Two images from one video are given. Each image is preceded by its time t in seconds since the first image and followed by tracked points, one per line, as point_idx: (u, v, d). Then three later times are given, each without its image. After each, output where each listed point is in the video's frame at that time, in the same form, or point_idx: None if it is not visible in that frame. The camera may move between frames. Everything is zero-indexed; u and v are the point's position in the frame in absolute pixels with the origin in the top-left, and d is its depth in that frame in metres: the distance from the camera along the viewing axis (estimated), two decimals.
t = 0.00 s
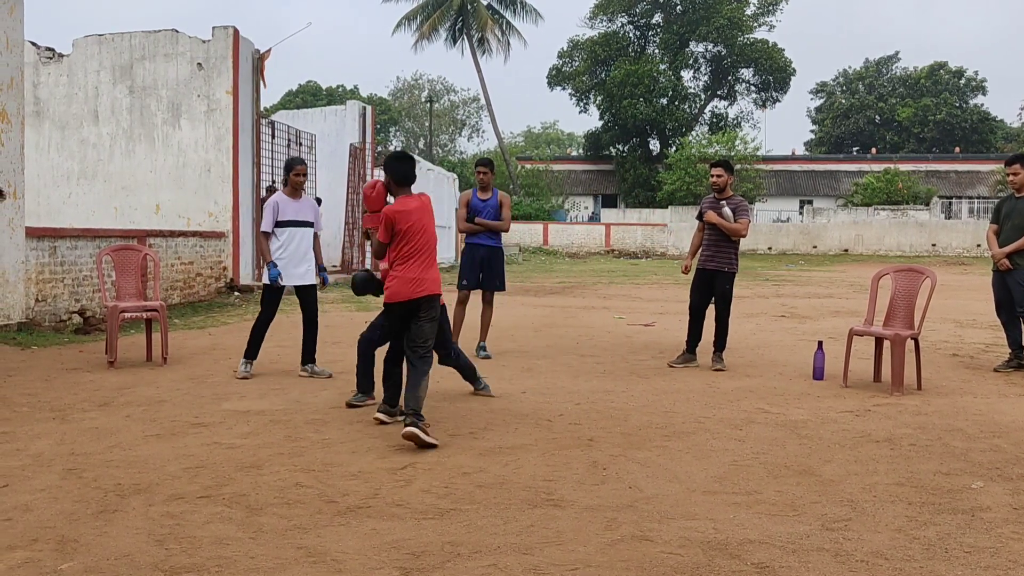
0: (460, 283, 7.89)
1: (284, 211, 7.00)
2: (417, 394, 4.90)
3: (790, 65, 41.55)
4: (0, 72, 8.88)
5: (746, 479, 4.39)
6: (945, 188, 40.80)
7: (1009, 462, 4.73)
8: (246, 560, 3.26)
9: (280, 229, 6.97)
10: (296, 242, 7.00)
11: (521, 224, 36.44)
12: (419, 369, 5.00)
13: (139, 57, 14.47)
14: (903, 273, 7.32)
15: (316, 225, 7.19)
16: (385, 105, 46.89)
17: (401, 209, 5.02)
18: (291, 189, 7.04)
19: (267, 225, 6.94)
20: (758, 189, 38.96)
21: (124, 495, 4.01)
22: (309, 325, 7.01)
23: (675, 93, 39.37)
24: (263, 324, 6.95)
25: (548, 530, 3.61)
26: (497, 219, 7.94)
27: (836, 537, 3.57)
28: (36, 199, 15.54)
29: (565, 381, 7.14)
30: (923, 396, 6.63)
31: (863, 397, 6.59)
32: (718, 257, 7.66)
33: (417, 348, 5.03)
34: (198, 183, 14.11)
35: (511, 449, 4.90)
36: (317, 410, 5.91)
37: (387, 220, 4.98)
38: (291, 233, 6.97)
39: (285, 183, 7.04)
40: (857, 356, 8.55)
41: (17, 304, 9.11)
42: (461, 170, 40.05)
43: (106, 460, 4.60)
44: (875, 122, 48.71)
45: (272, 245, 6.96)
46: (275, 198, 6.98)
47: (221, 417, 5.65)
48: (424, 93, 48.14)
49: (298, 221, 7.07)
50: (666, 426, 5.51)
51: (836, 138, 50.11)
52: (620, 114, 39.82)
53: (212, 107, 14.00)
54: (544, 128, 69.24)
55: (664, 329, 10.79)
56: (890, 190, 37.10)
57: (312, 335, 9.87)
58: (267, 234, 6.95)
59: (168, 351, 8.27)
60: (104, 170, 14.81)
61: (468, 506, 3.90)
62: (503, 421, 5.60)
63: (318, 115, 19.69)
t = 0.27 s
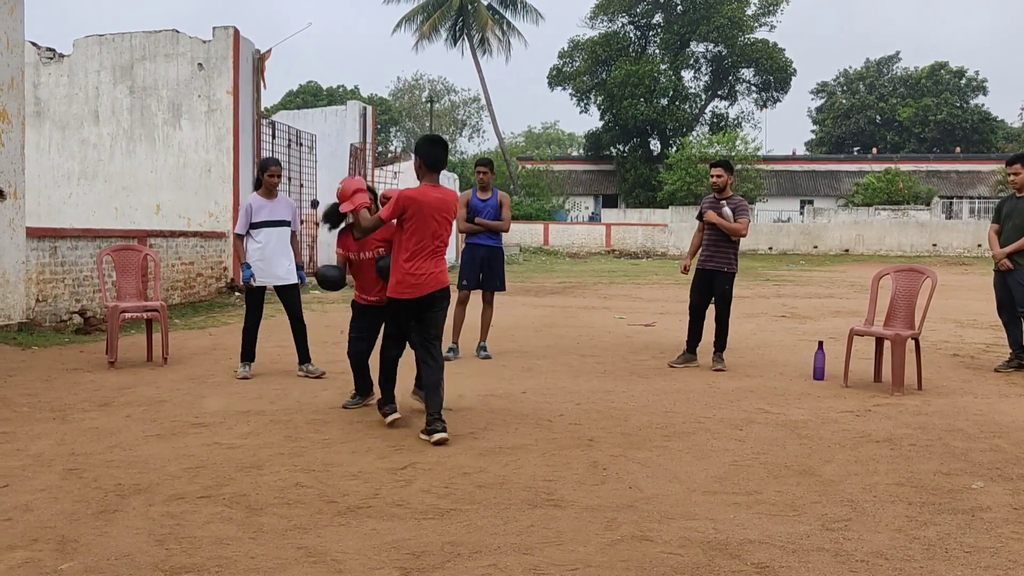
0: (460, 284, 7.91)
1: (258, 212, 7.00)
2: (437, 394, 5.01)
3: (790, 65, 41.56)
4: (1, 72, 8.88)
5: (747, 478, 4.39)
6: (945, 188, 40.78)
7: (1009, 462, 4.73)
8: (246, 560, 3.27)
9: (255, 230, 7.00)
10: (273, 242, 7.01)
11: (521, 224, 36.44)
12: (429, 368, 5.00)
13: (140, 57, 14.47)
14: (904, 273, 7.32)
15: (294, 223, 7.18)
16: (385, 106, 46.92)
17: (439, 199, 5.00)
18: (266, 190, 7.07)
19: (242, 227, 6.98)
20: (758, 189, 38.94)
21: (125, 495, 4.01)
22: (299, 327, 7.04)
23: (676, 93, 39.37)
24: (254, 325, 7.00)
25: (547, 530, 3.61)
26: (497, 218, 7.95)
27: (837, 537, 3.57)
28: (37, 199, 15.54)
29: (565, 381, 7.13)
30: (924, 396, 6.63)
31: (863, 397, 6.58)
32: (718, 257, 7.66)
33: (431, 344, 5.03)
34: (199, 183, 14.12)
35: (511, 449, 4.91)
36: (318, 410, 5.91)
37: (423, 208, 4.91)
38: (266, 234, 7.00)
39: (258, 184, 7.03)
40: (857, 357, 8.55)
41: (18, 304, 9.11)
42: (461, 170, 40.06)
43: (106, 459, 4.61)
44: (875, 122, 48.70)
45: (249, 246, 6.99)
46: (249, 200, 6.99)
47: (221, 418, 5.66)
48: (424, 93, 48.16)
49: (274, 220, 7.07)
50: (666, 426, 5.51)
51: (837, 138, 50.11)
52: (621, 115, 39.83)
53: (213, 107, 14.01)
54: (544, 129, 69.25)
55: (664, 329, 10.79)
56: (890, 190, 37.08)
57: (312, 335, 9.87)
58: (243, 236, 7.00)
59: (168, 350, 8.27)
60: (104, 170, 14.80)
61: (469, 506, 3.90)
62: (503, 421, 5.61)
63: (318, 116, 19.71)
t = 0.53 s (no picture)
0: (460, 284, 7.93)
1: (252, 211, 7.01)
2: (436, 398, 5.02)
3: (791, 65, 41.57)
4: (1, 73, 8.88)
5: (747, 479, 4.39)
6: (946, 188, 40.77)
7: (1010, 462, 4.72)
8: (246, 560, 3.27)
9: (249, 229, 7.01)
10: (266, 241, 7.01)
11: (521, 224, 36.45)
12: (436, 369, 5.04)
13: (141, 57, 14.48)
14: (904, 273, 7.32)
15: (289, 222, 7.18)
16: (386, 106, 46.93)
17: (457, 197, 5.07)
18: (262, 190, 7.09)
19: (236, 226, 7.00)
20: (759, 189, 38.93)
21: (125, 495, 4.02)
22: (290, 328, 7.08)
23: (676, 93, 39.36)
24: (250, 325, 7.00)
25: (547, 530, 3.61)
26: (497, 219, 7.95)
27: (837, 537, 3.57)
28: (37, 200, 15.55)
29: (566, 381, 7.13)
30: (924, 397, 6.63)
31: (863, 397, 6.58)
32: (718, 257, 7.66)
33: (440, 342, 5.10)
34: (199, 183, 14.13)
35: (512, 449, 4.91)
36: (319, 410, 5.91)
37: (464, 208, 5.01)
38: (260, 234, 7.01)
39: (253, 184, 7.04)
40: (857, 357, 8.55)
41: (18, 304, 9.12)
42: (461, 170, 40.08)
43: (107, 460, 4.61)
44: (876, 122, 48.69)
45: (242, 245, 7.01)
46: (243, 199, 7.01)
47: (222, 418, 5.66)
48: (425, 93, 48.21)
49: (269, 219, 7.08)
50: (666, 427, 5.51)
51: (837, 138, 50.11)
52: (621, 115, 39.83)
53: (213, 107, 14.01)
54: (545, 128, 69.26)
55: (665, 329, 10.79)
56: (891, 191, 37.05)
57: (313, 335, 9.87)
58: (237, 235, 7.01)
59: (169, 351, 8.28)
60: (105, 170, 14.81)
61: (469, 506, 3.90)
62: (503, 421, 5.61)
63: (319, 116, 19.72)
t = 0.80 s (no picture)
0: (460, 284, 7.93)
1: (257, 211, 6.98)
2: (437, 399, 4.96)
3: (791, 65, 41.57)
4: (2, 73, 8.88)
5: (747, 479, 4.39)
6: (946, 188, 40.76)
7: (1010, 462, 4.72)
8: (246, 560, 3.27)
9: (252, 229, 6.98)
10: (269, 242, 6.98)
11: (522, 224, 36.47)
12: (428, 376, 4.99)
13: (141, 57, 14.48)
14: (905, 273, 7.32)
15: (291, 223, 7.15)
16: (386, 106, 46.95)
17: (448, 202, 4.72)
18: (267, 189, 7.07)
19: (239, 225, 6.97)
20: (759, 189, 38.92)
21: (125, 495, 4.02)
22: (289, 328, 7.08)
23: (677, 93, 39.36)
24: (250, 326, 6.99)
25: (547, 530, 3.61)
26: (498, 219, 7.94)
27: (837, 537, 3.57)
28: (38, 200, 15.55)
29: (566, 381, 7.12)
30: (925, 397, 6.62)
31: (864, 397, 6.57)
32: (719, 257, 7.65)
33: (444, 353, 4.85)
34: (200, 183, 14.13)
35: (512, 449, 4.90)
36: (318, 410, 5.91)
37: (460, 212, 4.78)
38: (263, 233, 6.97)
39: (258, 184, 7.03)
40: (858, 357, 8.54)
41: (19, 305, 9.12)
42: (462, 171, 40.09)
43: (107, 459, 4.61)
44: (877, 122, 48.67)
45: (244, 244, 6.98)
46: (248, 198, 6.98)
47: (222, 418, 5.66)
48: (425, 93, 48.24)
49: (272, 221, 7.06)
50: (666, 427, 5.50)
51: (838, 138, 50.11)
52: (621, 115, 39.84)
53: (214, 107, 14.01)
54: (545, 128, 69.27)
55: (665, 329, 10.79)
56: (891, 191, 37.02)
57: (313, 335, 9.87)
58: (240, 233, 6.99)
59: (169, 351, 8.28)
60: (106, 170, 14.81)
61: (469, 506, 3.90)
62: (503, 421, 5.61)
63: (319, 116, 19.75)
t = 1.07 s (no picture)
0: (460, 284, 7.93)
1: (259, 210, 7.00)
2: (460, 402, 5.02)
3: (791, 65, 41.57)
4: (2, 73, 8.88)
5: (747, 479, 4.38)
6: (947, 188, 40.75)
7: (1011, 462, 4.72)
8: (247, 560, 3.27)
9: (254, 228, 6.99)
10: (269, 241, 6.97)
11: (522, 224, 36.47)
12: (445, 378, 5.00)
13: (141, 58, 14.48)
14: (905, 273, 7.31)
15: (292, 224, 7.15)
16: (387, 106, 46.94)
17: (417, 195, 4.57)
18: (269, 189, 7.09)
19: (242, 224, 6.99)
20: (759, 189, 38.90)
21: (125, 495, 4.02)
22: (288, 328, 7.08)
23: (677, 93, 39.35)
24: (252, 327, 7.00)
25: (548, 530, 3.61)
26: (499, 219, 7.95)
27: (838, 537, 3.57)
28: (38, 200, 15.54)
29: (567, 382, 7.12)
30: (925, 397, 6.62)
31: (864, 397, 6.57)
32: (719, 257, 7.65)
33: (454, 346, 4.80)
34: (200, 184, 14.14)
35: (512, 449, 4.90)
36: (319, 410, 5.91)
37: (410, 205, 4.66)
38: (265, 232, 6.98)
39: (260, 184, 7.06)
40: (858, 357, 8.55)
41: (19, 305, 9.12)
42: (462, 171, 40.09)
43: (107, 459, 4.61)
44: (877, 122, 48.64)
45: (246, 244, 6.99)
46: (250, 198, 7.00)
47: (223, 418, 5.66)
48: (425, 94, 48.25)
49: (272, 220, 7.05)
50: (667, 427, 5.50)
51: (838, 138, 50.12)
52: (622, 115, 39.82)
53: (214, 107, 14.01)
54: (545, 128, 69.27)
55: (665, 330, 10.79)
56: (892, 191, 37.01)
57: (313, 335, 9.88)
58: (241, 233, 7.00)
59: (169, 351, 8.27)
60: (106, 171, 14.81)
61: (469, 506, 3.90)
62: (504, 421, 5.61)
63: (320, 116, 19.77)
